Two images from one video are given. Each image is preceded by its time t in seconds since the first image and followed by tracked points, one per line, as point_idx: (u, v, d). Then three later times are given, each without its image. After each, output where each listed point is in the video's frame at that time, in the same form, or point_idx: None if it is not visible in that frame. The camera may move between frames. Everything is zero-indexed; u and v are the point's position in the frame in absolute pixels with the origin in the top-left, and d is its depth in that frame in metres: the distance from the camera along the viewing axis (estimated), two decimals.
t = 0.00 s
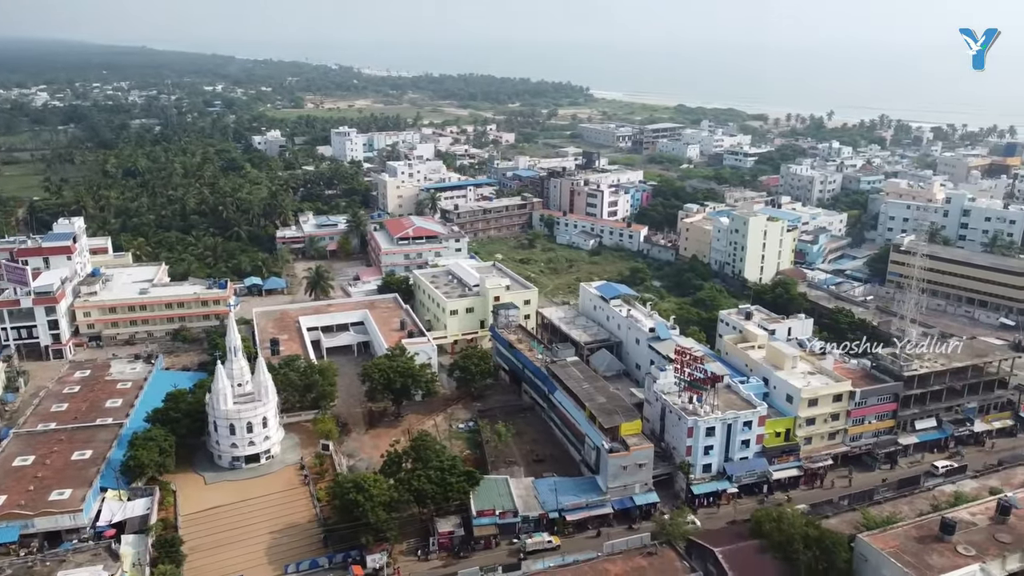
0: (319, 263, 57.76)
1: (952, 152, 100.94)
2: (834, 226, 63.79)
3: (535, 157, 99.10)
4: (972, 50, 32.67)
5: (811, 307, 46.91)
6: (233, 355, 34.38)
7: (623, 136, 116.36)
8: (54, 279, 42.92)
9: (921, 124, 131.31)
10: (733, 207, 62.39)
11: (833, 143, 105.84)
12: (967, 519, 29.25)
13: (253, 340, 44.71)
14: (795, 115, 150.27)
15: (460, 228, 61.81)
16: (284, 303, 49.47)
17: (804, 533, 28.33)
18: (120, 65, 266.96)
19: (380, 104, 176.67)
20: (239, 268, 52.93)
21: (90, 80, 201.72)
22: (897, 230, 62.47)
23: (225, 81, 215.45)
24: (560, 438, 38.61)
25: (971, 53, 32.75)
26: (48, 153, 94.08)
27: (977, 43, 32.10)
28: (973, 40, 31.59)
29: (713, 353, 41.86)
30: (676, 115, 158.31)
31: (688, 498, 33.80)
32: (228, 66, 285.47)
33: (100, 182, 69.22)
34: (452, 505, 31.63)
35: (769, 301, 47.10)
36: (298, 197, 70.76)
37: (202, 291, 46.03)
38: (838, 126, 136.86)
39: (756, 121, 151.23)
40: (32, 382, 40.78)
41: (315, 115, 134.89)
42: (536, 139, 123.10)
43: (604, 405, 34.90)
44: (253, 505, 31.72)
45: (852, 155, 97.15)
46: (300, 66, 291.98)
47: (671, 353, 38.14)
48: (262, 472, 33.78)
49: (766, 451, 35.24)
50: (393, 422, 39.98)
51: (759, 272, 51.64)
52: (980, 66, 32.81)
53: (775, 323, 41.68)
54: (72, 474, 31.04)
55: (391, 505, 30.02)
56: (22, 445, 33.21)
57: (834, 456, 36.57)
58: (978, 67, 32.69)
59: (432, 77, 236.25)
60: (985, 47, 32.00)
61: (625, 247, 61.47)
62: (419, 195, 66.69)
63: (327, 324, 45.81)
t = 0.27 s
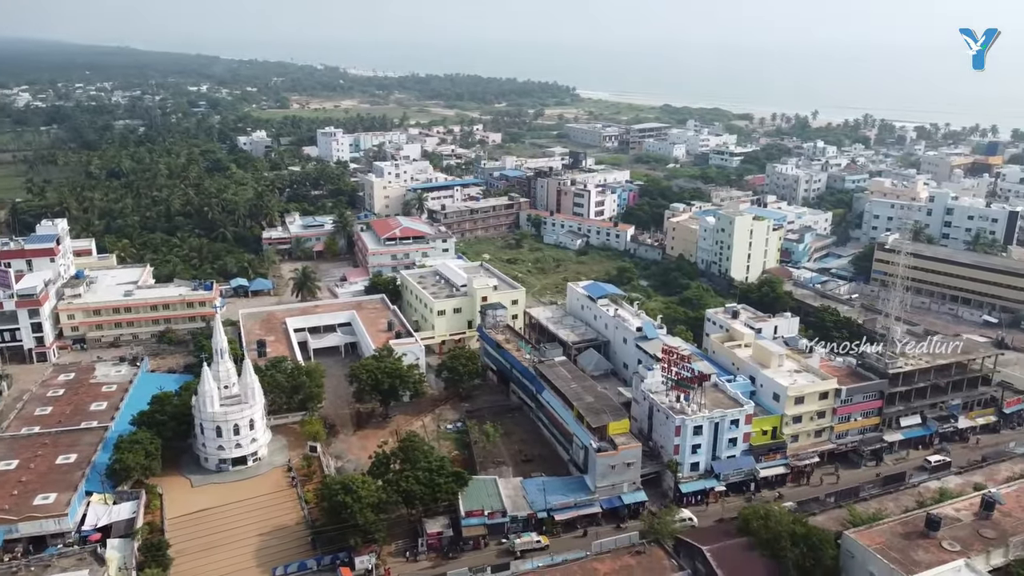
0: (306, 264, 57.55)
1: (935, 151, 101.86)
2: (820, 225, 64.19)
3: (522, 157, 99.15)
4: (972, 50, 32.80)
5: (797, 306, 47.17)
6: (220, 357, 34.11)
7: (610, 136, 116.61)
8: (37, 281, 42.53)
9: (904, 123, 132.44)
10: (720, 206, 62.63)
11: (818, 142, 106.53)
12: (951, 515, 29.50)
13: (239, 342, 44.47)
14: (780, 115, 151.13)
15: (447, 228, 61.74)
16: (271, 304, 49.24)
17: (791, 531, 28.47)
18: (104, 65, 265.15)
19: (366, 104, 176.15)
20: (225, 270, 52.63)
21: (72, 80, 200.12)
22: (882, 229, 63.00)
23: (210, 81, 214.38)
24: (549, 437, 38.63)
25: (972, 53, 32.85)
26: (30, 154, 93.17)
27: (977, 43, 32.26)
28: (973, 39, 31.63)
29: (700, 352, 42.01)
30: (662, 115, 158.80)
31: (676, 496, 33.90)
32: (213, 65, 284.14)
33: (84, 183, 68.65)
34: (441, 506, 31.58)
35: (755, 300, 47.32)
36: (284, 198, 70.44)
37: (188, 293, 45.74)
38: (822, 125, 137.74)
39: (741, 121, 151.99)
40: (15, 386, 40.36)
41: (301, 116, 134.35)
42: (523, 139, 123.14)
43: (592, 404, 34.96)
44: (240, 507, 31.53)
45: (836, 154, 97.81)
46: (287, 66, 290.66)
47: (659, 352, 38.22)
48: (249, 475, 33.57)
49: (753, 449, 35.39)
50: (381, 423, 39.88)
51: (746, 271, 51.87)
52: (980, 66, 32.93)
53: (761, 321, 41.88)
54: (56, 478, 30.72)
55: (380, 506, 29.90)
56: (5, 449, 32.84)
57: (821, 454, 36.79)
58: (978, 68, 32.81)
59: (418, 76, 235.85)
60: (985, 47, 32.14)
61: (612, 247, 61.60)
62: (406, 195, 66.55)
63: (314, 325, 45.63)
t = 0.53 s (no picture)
0: (292, 265, 57.32)
1: (918, 149, 102.79)
2: (805, 224, 64.56)
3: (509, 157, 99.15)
4: (972, 50, 32.93)
5: (783, 304, 47.39)
6: (205, 358, 33.59)
7: (596, 135, 116.82)
8: (20, 284, 42.09)
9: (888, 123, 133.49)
10: (706, 205, 62.87)
11: (803, 141, 107.20)
12: (937, 511, 29.73)
13: (226, 344, 44.20)
14: (765, 115, 151.94)
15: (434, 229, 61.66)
16: (258, 305, 49.00)
17: (779, 528, 28.59)
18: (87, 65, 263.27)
19: (352, 104, 175.67)
20: (210, 271, 52.32)
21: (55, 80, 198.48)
22: (866, 227, 63.70)
23: (195, 81, 213.23)
24: (537, 437, 38.63)
25: (971, 53, 32.99)
26: (12, 155, 92.27)
27: (977, 43, 32.41)
28: (973, 40, 31.79)
29: (687, 351, 42.14)
30: (649, 114, 159.23)
31: (664, 495, 33.98)
32: (198, 65, 282.84)
33: (67, 184, 68.04)
34: (429, 507, 31.52)
35: (742, 298, 47.51)
36: (270, 198, 70.10)
37: (173, 294, 45.42)
38: (807, 125, 138.60)
39: (727, 120, 152.72)
40: None
41: (286, 116, 133.80)
42: (509, 139, 123.14)
43: (581, 404, 34.99)
44: (227, 510, 31.33)
45: (821, 153, 98.44)
46: (272, 65, 289.41)
47: (646, 351, 38.29)
48: (236, 477, 33.38)
49: (740, 447, 35.52)
50: (369, 424, 39.77)
51: (732, 270, 52.09)
52: (980, 66, 33.07)
53: (748, 320, 42.06)
54: (41, 482, 30.42)
55: (368, 507, 29.80)
56: None
57: (807, 451, 36.98)
58: (978, 68, 32.95)
59: (405, 77, 235.42)
60: (985, 47, 32.29)
61: (599, 246, 61.71)
62: (392, 196, 66.40)
63: (300, 326, 45.42)
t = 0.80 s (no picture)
0: (278, 266, 57.09)
1: (901, 148, 103.62)
2: (790, 223, 64.94)
3: (495, 157, 99.15)
4: (972, 50, 33.11)
5: (769, 302, 47.63)
6: (192, 360, 33.52)
7: (582, 135, 117.02)
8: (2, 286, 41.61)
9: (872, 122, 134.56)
10: (692, 204, 63.13)
11: (787, 141, 107.87)
12: (921, 506, 29.97)
13: (211, 346, 43.92)
14: (750, 114, 152.76)
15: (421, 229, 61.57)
16: (243, 307, 48.73)
17: (766, 525, 28.72)
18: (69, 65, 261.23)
19: (337, 104, 175.12)
20: (195, 272, 51.99)
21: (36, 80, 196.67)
22: (851, 226, 63.73)
23: (178, 81, 211.92)
24: (525, 437, 38.63)
25: (971, 53, 33.17)
26: None
27: (977, 43, 32.62)
28: (972, 40, 31.96)
29: (673, 350, 42.26)
30: (634, 114, 159.66)
31: (652, 494, 34.05)
32: (182, 65, 281.40)
33: (49, 186, 67.42)
34: (417, 508, 31.45)
35: (727, 297, 47.71)
36: (255, 199, 69.73)
37: (158, 296, 45.07)
38: (791, 124, 139.47)
39: (712, 120, 153.46)
40: None
41: (271, 116, 133.21)
42: (496, 139, 123.14)
43: (568, 404, 35.02)
44: (214, 513, 31.13)
45: (805, 153, 99.06)
46: (258, 66, 288.06)
47: (633, 350, 38.37)
48: (223, 480, 33.17)
49: (727, 445, 35.66)
50: (357, 425, 39.64)
51: (718, 269, 52.30)
52: (979, 66, 33.27)
53: (734, 319, 42.24)
54: (24, 486, 30.05)
55: (356, 509, 29.68)
56: None
57: (793, 449, 37.17)
58: (978, 68, 33.13)
59: (391, 77, 234.94)
60: (985, 47, 32.48)
61: (586, 246, 61.81)
62: (378, 196, 66.24)
63: (287, 328, 45.21)
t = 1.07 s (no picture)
0: (264, 267, 56.84)
1: (885, 147, 104.40)
2: (776, 222, 65.30)
3: (481, 156, 99.11)
4: (972, 50, 33.34)
5: (755, 301, 47.85)
6: (177, 363, 33.20)
7: (569, 135, 117.22)
8: None
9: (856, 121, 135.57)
10: (678, 204, 63.36)
11: (773, 140, 108.47)
12: (907, 503, 30.19)
13: (197, 348, 43.64)
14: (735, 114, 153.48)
15: (408, 229, 61.45)
16: (230, 308, 48.48)
17: (753, 522, 28.77)
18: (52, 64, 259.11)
19: (323, 105, 174.49)
20: (181, 274, 51.65)
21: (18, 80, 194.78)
22: (836, 224, 64.06)
23: (162, 81, 210.37)
24: (513, 437, 38.62)
25: (971, 53, 33.52)
26: None
27: (977, 43, 32.89)
28: (973, 40, 32.30)
29: (661, 349, 42.37)
30: (621, 114, 160.04)
31: (640, 492, 34.13)
32: (166, 65, 279.75)
33: (32, 187, 66.80)
34: (406, 508, 31.38)
35: (714, 296, 47.90)
36: (241, 200, 69.35)
37: (143, 298, 44.73)
38: (776, 123, 140.28)
39: (697, 119, 154.11)
40: None
41: (257, 117, 132.56)
42: (483, 139, 123.10)
43: (556, 403, 35.05)
44: (201, 516, 30.92)
45: (791, 152, 99.64)
46: (243, 66, 286.68)
47: (621, 349, 38.43)
48: (210, 482, 32.95)
49: (714, 443, 35.79)
50: (345, 426, 39.51)
51: (704, 268, 52.49)
52: (980, 66, 33.55)
53: (721, 318, 42.39)
54: (8, 491, 29.66)
55: (344, 510, 29.58)
56: None
57: (780, 446, 37.35)
58: (978, 68, 33.36)
59: (377, 77, 234.34)
60: (985, 47, 32.73)
61: (573, 246, 61.89)
62: (365, 197, 66.06)
63: (273, 329, 45.01)
